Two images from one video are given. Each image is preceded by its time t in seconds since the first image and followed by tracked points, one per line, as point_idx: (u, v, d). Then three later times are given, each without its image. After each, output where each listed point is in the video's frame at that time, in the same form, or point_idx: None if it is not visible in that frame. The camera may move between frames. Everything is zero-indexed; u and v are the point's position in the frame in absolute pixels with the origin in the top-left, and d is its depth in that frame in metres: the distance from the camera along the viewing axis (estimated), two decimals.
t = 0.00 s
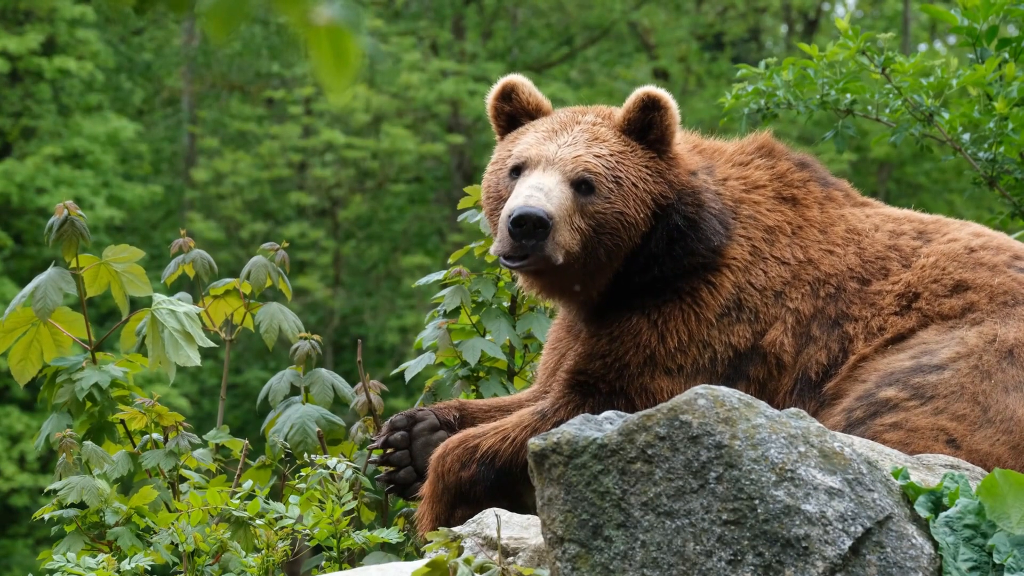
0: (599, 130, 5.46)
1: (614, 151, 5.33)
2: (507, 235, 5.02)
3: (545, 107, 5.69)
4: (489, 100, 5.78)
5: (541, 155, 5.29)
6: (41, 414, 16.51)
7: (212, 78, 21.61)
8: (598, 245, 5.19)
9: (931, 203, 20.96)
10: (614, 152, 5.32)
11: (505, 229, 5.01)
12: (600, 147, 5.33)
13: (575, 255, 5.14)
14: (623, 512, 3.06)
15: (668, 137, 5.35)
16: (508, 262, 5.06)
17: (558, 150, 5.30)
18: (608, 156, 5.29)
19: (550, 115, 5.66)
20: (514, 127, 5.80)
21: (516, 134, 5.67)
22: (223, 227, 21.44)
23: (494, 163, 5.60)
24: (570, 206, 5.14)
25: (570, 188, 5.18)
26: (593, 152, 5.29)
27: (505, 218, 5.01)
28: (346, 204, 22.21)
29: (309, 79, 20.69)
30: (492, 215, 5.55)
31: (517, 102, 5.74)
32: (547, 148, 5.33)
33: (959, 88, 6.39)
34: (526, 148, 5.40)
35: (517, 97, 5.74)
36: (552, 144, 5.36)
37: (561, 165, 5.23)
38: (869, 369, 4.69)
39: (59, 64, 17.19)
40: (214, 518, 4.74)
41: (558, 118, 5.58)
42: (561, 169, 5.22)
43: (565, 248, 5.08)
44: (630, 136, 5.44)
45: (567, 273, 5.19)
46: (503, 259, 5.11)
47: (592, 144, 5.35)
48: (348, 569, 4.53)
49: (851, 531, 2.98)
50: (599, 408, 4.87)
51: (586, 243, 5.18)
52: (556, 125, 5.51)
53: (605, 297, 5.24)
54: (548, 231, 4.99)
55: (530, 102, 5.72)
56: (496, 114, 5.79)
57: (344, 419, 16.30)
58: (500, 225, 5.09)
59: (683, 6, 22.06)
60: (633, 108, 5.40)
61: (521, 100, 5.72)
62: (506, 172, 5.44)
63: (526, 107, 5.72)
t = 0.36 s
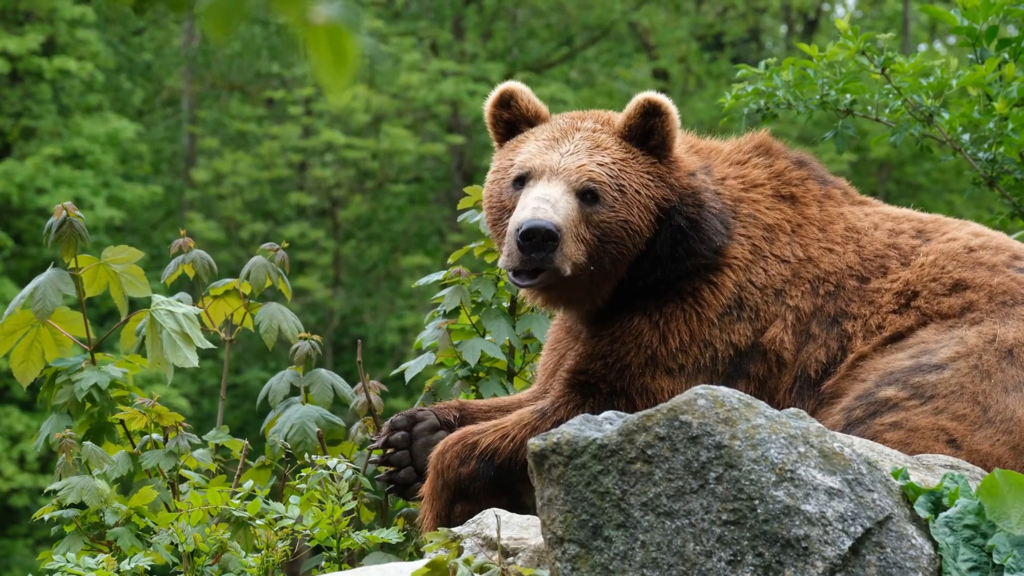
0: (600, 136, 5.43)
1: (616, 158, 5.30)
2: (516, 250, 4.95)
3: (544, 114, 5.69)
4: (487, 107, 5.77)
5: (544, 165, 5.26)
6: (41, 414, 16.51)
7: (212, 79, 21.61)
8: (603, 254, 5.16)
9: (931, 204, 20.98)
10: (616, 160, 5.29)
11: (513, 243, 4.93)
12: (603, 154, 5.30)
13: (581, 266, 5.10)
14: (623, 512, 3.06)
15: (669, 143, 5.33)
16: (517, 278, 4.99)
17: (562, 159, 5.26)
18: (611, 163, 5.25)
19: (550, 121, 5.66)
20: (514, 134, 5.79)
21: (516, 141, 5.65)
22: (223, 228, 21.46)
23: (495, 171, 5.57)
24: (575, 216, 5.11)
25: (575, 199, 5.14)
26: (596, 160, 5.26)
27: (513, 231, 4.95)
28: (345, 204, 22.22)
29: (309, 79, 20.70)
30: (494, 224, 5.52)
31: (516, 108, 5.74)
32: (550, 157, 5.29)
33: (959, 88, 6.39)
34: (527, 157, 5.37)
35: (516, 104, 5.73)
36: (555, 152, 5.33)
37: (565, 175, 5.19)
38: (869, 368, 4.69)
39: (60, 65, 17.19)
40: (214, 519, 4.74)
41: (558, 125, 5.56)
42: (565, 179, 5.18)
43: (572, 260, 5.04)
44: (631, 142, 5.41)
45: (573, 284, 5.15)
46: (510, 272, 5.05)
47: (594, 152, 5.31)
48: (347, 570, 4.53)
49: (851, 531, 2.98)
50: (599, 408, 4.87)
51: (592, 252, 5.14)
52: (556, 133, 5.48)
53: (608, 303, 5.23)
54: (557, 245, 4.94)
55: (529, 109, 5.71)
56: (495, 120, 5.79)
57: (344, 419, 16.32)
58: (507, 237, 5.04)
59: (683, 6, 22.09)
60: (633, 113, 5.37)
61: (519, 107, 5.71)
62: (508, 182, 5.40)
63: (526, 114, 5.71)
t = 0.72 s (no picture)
0: (607, 132, 5.40)
1: (623, 154, 5.28)
2: (523, 245, 4.93)
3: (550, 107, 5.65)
4: (493, 100, 5.75)
5: (552, 159, 5.23)
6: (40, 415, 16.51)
7: (212, 79, 21.60)
8: (610, 249, 5.14)
9: (930, 204, 20.99)
10: (624, 156, 5.27)
11: (521, 237, 4.90)
12: (610, 150, 5.27)
13: (589, 261, 5.08)
14: (623, 512, 3.06)
15: (677, 139, 5.30)
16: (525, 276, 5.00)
17: (569, 155, 5.24)
18: (619, 159, 5.23)
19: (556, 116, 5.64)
20: (520, 127, 5.77)
21: (523, 135, 5.63)
22: (223, 228, 21.47)
23: (501, 165, 5.54)
24: (583, 212, 5.08)
25: (583, 195, 5.12)
26: (604, 156, 5.23)
27: (521, 227, 4.92)
28: (345, 205, 22.23)
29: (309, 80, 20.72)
30: (500, 217, 5.49)
31: (524, 102, 5.71)
32: (558, 152, 5.27)
33: (959, 88, 6.39)
34: (535, 151, 5.34)
35: (523, 97, 5.71)
36: (562, 148, 5.30)
37: (573, 170, 5.16)
38: (869, 371, 4.69)
39: (59, 65, 17.18)
40: (214, 519, 4.74)
41: (564, 120, 5.52)
42: (573, 174, 5.15)
43: (580, 255, 5.02)
44: (639, 138, 5.38)
45: (581, 280, 5.13)
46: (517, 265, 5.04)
47: (602, 147, 5.29)
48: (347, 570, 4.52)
49: (851, 531, 2.98)
50: (599, 409, 4.86)
51: (600, 248, 5.12)
52: (563, 127, 5.45)
53: (615, 299, 5.21)
54: (565, 241, 4.91)
55: (537, 102, 5.69)
56: (502, 113, 5.77)
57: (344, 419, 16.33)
58: (515, 231, 5.02)
59: (682, 7, 22.11)
60: (641, 109, 5.35)
61: (527, 100, 5.69)
62: (514, 176, 5.37)
63: (534, 107, 5.69)
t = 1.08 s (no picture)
0: (641, 98, 5.44)
1: (654, 117, 5.32)
2: (553, 169, 4.93)
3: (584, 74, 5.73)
4: (526, 62, 5.79)
5: (585, 108, 5.26)
6: (40, 415, 16.52)
7: (212, 79, 21.59)
8: (634, 200, 5.11)
9: (930, 204, 21.02)
10: (655, 118, 5.31)
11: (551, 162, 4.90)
12: (642, 110, 5.31)
13: (611, 207, 5.06)
14: (623, 512, 3.06)
15: (709, 114, 5.37)
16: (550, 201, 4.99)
17: (604, 107, 5.27)
18: (650, 119, 5.27)
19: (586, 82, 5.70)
20: (550, 91, 5.80)
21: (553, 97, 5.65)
22: (222, 228, 21.49)
23: (531, 119, 5.57)
24: (613, 156, 5.08)
25: (614, 142, 5.12)
26: (636, 112, 5.27)
27: (554, 152, 4.92)
28: (345, 205, 22.25)
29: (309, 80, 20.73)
30: (522, 166, 5.49)
31: (557, 66, 5.76)
32: (592, 103, 5.30)
33: (959, 88, 6.39)
34: (568, 102, 5.38)
35: (557, 61, 5.76)
36: (597, 101, 5.34)
37: (606, 119, 5.18)
38: (868, 373, 4.69)
39: (59, 65, 17.18)
40: (213, 519, 4.74)
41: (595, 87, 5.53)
42: (605, 122, 5.17)
43: (605, 195, 5.00)
44: (669, 110, 5.44)
45: (601, 226, 5.10)
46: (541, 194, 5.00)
47: (635, 106, 5.33)
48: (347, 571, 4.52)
49: (850, 531, 2.98)
50: (601, 409, 4.82)
51: (623, 198, 5.09)
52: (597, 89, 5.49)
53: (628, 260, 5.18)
54: (594, 172, 4.92)
55: (570, 68, 5.74)
56: (533, 76, 5.80)
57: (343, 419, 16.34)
58: (543, 161, 5.01)
59: (682, 7, 22.13)
60: (677, 81, 5.41)
61: (561, 64, 5.74)
62: (544, 124, 5.39)
63: (566, 72, 5.74)
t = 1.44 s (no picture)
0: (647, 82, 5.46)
1: (662, 98, 5.34)
2: (564, 128, 4.87)
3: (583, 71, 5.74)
4: (526, 60, 5.80)
5: (592, 85, 5.27)
6: (39, 415, 16.52)
7: (212, 79, 21.58)
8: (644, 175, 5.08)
9: (930, 204, 21.04)
10: (661, 98, 5.33)
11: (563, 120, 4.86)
12: (648, 89, 5.34)
13: (623, 178, 5.01)
14: (623, 513, 3.06)
15: (713, 98, 5.41)
16: (560, 155, 4.87)
17: (611, 84, 5.29)
18: (657, 98, 5.29)
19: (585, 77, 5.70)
20: (551, 87, 5.80)
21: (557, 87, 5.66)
22: (222, 228, 21.50)
23: (537, 106, 5.57)
24: (623, 125, 5.06)
25: (621, 110, 5.11)
26: (643, 90, 5.29)
27: (564, 109, 4.89)
28: (345, 206, 22.26)
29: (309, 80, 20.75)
30: (528, 148, 5.46)
31: (555, 62, 5.77)
32: (599, 82, 5.31)
33: (959, 89, 6.38)
34: (575, 83, 5.39)
35: (555, 57, 5.78)
36: (603, 82, 5.35)
37: (612, 91, 5.20)
38: (869, 372, 4.70)
39: (59, 65, 17.18)
40: (213, 519, 4.74)
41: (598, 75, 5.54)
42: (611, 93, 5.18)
43: (617, 163, 4.96)
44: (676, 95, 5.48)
45: (611, 201, 5.05)
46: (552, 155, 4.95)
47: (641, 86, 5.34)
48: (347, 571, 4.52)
49: (850, 532, 2.98)
50: (601, 409, 4.80)
51: (634, 169, 5.05)
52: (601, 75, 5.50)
53: (635, 239, 5.15)
54: (605, 126, 4.87)
55: (569, 63, 5.75)
56: (533, 73, 5.80)
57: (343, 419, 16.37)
58: (553, 124, 4.97)
59: (682, 7, 22.15)
60: (682, 68, 5.45)
61: (559, 60, 5.75)
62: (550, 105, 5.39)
63: (565, 66, 5.75)
